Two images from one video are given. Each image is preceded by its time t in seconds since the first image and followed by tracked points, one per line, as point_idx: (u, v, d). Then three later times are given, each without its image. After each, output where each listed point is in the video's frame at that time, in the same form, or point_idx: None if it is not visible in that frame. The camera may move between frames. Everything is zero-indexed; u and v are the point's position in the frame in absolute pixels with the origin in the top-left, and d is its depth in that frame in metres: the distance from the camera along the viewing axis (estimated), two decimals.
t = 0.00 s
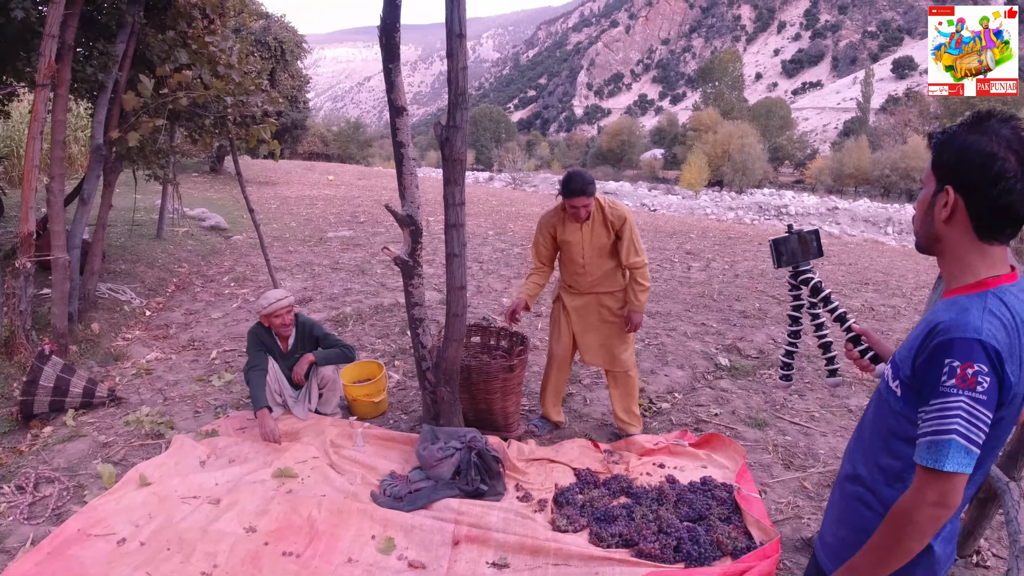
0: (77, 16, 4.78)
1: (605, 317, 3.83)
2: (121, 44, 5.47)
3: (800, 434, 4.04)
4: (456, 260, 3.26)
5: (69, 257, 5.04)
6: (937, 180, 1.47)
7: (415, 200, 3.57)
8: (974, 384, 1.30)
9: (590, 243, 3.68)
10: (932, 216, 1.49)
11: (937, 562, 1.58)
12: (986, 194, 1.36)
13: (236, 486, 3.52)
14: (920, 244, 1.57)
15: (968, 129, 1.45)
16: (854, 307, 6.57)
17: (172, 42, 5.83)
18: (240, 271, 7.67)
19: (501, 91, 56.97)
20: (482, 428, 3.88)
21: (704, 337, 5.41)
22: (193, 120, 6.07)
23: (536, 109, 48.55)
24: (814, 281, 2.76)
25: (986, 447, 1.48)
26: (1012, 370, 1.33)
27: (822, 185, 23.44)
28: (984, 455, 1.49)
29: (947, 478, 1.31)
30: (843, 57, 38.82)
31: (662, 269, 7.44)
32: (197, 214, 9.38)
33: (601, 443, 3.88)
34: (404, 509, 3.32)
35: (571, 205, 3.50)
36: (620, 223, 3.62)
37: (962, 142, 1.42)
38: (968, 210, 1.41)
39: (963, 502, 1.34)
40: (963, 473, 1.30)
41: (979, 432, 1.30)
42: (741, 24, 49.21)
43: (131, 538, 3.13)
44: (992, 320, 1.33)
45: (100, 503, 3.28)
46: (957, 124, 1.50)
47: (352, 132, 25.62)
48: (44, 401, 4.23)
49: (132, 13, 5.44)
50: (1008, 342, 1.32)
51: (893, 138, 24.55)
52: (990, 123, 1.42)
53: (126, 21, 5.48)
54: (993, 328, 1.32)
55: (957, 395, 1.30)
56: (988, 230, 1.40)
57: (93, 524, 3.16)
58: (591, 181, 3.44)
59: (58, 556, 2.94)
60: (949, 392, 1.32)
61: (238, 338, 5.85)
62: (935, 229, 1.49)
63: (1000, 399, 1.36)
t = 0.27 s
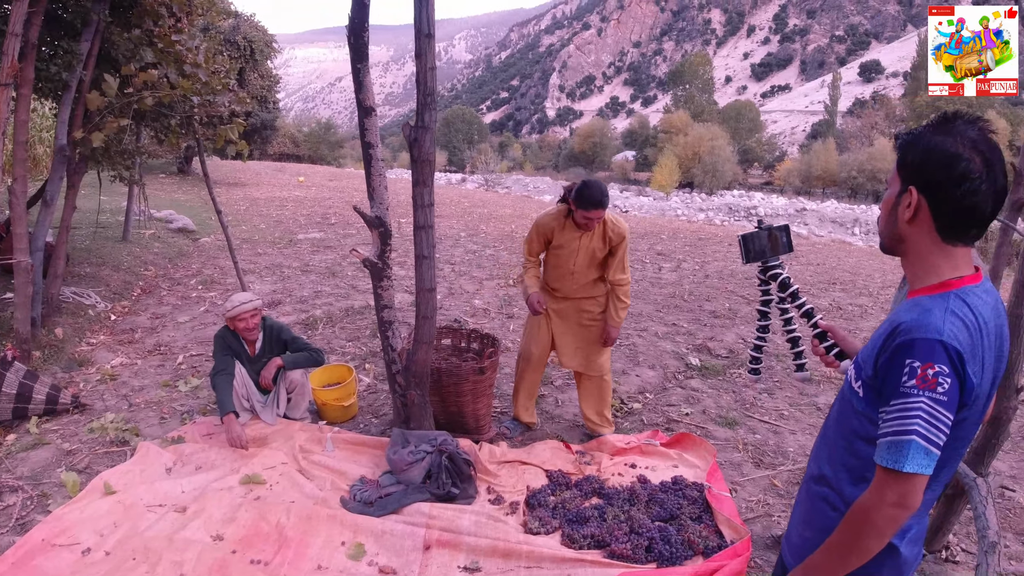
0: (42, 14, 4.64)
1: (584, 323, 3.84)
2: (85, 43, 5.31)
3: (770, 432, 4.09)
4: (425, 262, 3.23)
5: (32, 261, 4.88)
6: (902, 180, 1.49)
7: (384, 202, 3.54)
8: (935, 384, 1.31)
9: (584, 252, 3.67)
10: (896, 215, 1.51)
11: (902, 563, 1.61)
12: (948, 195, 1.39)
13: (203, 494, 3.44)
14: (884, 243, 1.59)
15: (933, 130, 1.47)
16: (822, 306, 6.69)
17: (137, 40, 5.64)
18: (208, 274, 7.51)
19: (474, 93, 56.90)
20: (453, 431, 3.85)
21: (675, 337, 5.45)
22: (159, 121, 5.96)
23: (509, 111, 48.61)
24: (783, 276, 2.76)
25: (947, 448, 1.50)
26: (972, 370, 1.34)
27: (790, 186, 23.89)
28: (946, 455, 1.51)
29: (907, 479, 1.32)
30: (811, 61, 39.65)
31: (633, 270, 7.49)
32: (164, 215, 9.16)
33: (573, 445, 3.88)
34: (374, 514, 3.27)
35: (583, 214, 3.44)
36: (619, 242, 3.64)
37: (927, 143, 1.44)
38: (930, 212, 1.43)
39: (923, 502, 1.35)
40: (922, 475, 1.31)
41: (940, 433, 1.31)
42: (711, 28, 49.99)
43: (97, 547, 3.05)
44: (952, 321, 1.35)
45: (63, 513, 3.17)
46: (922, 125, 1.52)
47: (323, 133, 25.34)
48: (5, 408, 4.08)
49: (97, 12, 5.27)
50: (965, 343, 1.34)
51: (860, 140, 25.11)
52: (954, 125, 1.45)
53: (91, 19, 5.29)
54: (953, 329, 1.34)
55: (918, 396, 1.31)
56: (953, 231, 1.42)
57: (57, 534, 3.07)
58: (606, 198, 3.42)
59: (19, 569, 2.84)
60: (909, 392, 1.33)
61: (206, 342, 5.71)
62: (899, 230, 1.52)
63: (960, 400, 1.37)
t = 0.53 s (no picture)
0: None
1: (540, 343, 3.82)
2: (23, 36, 4.93)
3: (717, 430, 4.16)
4: (368, 263, 3.16)
5: None
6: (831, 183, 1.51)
7: (327, 202, 3.45)
8: (860, 391, 1.32)
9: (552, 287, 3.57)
10: (825, 220, 1.54)
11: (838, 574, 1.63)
12: (873, 196, 1.41)
13: (140, 505, 3.29)
14: (816, 248, 1.61)
15: (860, 133, 1.50)
16: (768, 305, 6.87)
17: (76, 34, 5.32)
18: (150, 275, 7.20)
19: (429, 93, 56.54)
20: (400, 435, 3.78)
21: (625, 337, 5.51)
22: (98, 117, 5.68)
23: (465, 111, 48.49)
24: (724, 277, 2.80)
25: (879, 454, 1.51)
26: (899, 376, 1.35)
27: (739, 188, 24.55)
28: (878, 461, 1.52)
29: (833, 488, 1.33)
30: (760, 66, 40.86)
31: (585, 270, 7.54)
32: (104, 215, 8.76)
33: (522, 446, 3.86)
34: (318, 522, 3.17)
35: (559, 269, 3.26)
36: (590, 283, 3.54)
37: (853, 146, 1.46)
38: (858, 214, 1.45)
39: (851, 510, 1.36)
40: (848, 482, 1.32)
41: (865, 440, 1.32)
42: (663, 33, 51.00)
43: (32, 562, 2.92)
44: (879, 325, 1.35)
45: None
46: (850, 129, 1.55)
47: (273, 132, 24.76)
48: None
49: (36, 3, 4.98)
50: (893, 348, 1.35)
51: (806, 144, 25.97)
52: (879, 128, 1.48)
53: (28, 11, 4.98)
54: (880, 333, 1.35)
55: (843, 402, 1.32)
56: (879, 234, 1.44)
57: None
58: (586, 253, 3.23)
59: None
60: (835, 399, 1.34)
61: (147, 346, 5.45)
62: (829, 234, 1.54)
63: (889, 406, 1.38)
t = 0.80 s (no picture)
0: None
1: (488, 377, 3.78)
2: None
3: (670, 427, 4.22)
4: (317, 263, 3.09)
5: None
6: (764, 188, 1.56)
7: (275, 201, 3.35)
8: (800, 392, 1.34)
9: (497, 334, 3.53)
10: (763, 222, 1.57)
11: None
12: (808, 195, 1.44)
13: (84, 515, 3.14)
14: (758, 252, 1.64)
15: (791, 134, 1.54)
16: (720, 303, 7.02)
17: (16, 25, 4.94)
18: (93, 276, 6.89)
19: (384, 91, 55.91)
20: (352, 439, 3.71)
21: (579, 336, 5.54)
22: (39, 112, 5.39)
23: (421, 110, 48.11)
24: (674, 286, 2.84)
25: (823, 455, 1.54)
26: (840, 376, 1.37)
27: (692, 189, 25.06)
28: (822, 462, 1.55)
29: (775, 491, 1.35)
30: (712, 70, 41.84)
31: (541, 270, 7.57)
32: (49, 215, 8.27)
33: (477, 447, 3.83)
34: (268, 530, 3.08)
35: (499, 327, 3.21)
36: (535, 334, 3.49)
37: (786, 147, 1.49)
38: (794, 215, 1.48)
39: (794, 513, 1.39)
40: (789, 485, 1.34)
41: (806, 441, 1.34)
42: (617, 36, 51.74)
43: None
44: (819, 325, 1.38)
45: None
46: (782, 130, 1.58)
47: (222, 129, 24.12)
48: None
49: None
50: (834, 348, 1.37)
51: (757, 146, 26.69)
52: (809, 128, 1.51)
53: None
54: (820, 333, 1.37)
55: (785, 404, 1.34)
56: (817, 234, 1.48)
57: None
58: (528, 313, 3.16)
59: None
60: (776, 400, 1.36)
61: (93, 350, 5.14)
62: (767, 238, 1.58)
63: (831, 407, 1.41)
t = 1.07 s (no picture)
0: None
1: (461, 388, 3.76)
2: None
3: (646, 423, 4.26)
4: (291, 263, 3.06)
5: None
6: (731, 189, 1.58)
7: (248, 200, 3.30)
8: (768, 389, 1.36)
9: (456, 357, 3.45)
10: (731, 222, 1.60)
11: None
12: (771, 194, 1.47)
13: (57, 520, 3.08)
14: (728, 252, 1.67)
15: (754, 134, 1.57)
16: (696, 300, 7.10)
17: None
18: (63, 276, 6.72)
19: (360, 89, 55.42)
20: (329, 440, 3.68)
21: (556, 334, 5.56)
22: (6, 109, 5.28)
23: (397, 108, 47.81)
24: (650, 293, 2.83)
25: (793, 452, 1.57)
26: (807, 372, 1.40)
27: (668, 187, 25.30)
28: (793, 459, 1.58)
29: (744, 488, 1.37)
30: (688, 69, 42.27)
31: (518, 268, 7.58)
32: (18, 215, 8.03)
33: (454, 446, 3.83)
34: (243, 533, 3.04)
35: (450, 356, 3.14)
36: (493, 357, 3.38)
37: (750, 147, 1.52)
38: (760, 214, 1.51)
39: (763, 510, 1.41)
40: (758, 482, 1.36)
41: (775, 438, 1.36)
42: (594, 34, 51.97)
43: None
44: (786, 323, 1.41)
45: None
46: (746, 130, 1.61)
47: (194, 127, 23.73)
48: None
49: None
50: (800, 345, 1.40)
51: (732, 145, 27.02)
52: (771, 128, 1.55)
53: None
54: (787, 331, 1.40)
55: (753, 401, 1.37)
56: (783, 232, 1.51)
57: None
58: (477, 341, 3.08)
59: None
60: (744, 398, 1.39)
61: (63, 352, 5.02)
62: (736, 238, 1.61)
63: (799, 403, 1.43)
